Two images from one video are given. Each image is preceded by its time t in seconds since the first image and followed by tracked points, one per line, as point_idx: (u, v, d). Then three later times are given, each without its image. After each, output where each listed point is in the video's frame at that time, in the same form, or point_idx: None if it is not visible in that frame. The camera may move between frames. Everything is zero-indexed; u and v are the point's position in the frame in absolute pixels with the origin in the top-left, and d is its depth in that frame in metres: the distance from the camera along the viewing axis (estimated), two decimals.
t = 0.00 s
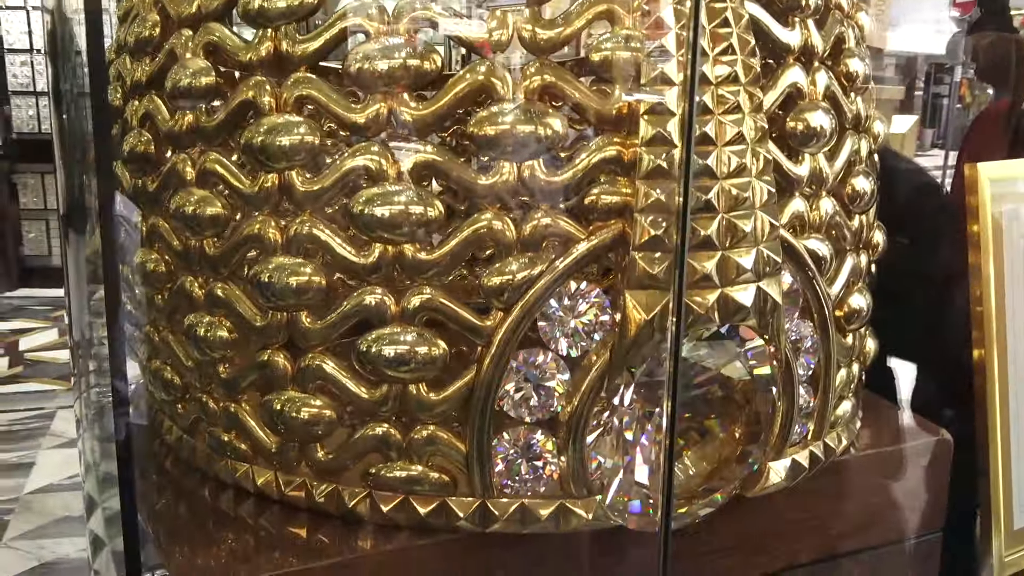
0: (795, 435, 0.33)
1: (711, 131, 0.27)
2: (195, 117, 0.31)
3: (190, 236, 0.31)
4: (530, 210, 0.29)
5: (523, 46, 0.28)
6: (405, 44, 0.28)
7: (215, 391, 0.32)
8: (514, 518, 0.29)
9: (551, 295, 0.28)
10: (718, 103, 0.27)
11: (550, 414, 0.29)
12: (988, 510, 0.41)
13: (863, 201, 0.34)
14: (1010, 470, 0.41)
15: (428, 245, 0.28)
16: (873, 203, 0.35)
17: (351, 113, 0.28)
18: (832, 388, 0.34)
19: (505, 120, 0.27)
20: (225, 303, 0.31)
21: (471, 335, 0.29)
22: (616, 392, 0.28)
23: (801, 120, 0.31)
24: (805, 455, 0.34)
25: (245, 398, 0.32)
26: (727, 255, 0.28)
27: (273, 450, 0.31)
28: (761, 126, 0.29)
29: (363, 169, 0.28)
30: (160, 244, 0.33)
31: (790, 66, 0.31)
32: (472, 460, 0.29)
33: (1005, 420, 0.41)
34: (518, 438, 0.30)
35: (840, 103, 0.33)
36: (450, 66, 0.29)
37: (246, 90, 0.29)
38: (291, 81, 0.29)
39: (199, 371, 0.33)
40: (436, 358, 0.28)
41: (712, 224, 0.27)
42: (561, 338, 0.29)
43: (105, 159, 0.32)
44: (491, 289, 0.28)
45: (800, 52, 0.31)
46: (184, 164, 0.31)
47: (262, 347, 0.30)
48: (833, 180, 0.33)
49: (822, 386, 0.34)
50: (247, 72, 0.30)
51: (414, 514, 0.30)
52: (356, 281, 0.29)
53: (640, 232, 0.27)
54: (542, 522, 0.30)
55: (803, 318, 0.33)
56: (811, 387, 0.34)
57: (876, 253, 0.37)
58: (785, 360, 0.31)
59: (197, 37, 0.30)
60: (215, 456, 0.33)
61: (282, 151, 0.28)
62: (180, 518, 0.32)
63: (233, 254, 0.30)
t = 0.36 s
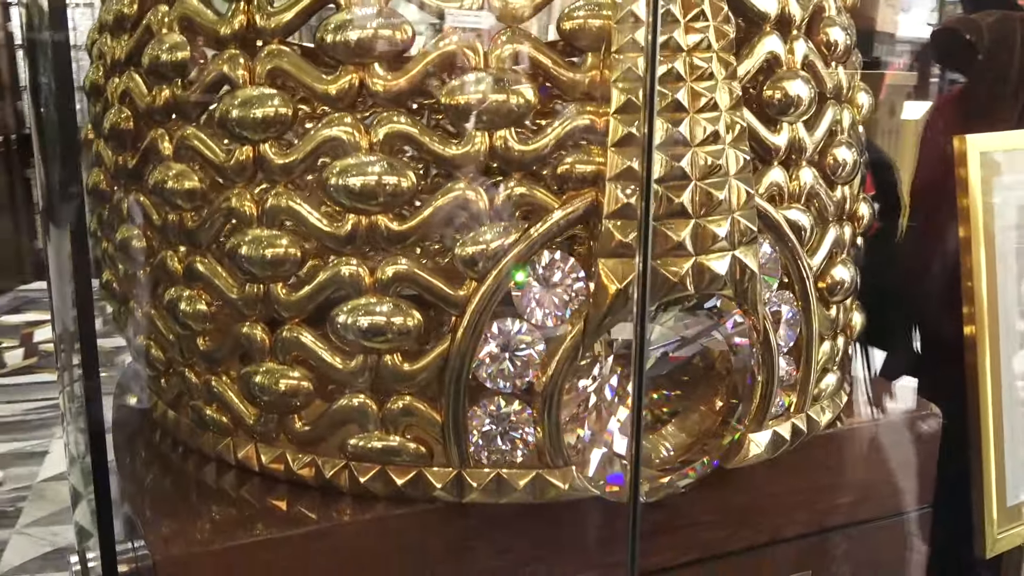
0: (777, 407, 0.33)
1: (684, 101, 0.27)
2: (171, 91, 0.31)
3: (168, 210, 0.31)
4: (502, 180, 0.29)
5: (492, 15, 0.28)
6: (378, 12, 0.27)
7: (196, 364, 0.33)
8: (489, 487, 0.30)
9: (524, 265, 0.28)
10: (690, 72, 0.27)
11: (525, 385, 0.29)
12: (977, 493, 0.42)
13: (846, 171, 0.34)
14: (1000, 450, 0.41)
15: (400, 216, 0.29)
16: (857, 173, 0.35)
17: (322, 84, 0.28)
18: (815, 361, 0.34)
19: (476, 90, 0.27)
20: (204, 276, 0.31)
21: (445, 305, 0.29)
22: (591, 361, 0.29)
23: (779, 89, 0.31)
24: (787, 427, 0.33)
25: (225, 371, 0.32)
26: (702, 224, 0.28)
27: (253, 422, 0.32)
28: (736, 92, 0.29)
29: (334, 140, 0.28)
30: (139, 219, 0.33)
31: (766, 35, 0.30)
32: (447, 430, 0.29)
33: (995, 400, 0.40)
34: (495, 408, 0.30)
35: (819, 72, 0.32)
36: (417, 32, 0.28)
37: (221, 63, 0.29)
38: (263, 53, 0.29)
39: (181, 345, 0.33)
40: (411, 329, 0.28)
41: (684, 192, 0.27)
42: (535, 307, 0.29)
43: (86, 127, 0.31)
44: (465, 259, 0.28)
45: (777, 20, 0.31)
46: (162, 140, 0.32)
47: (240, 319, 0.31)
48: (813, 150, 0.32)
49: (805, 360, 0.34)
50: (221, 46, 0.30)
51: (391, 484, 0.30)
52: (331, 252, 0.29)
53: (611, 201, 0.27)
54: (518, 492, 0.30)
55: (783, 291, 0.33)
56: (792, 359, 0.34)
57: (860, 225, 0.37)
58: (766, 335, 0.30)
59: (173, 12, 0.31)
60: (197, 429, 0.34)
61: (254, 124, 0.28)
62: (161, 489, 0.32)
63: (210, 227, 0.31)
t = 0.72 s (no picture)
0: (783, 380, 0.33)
1: (681, 73, 0.28)
2: (196, 66, 0.33)
3: (194, 180, 0.33)
4: (504, 151, 0.29)
5: None
6: None
7: (220, 328, 0.34)
8: (488, 449, 0.31)
9: (524, 234, 0.29)
10: (690, 45, 0.28)
11: (526, 353, 0.31)
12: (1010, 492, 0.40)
13: (863, 146, 0.33)
14: None
15: (405, 186, 0.30)
16: (875, 148, 0.35)
17: (333, 57, 0.29)
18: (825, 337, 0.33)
19: (479, 62, 0.28)
20: (225, 243, 0.32)
21: (446, 272, 0.30)
22: (587, 329, 0.29)
23: (790, 61, 0.30)
24: (794, 401, 0.33)
25: (246, 335, 0.34)
26: (697, 195, 0.28)
27: (270, 383, 0.33)
28: (738, 65, 0.29)
29: (342, 111, 0.29)
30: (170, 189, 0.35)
31: (775, 7, 0.30)
32: (449, 395, 0.30)
33: None
34: (497, 374, 0.31)
35: (833, 44, 0.32)
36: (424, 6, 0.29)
37: (239, 39, 0.31)
38: (279, 27, 0.30)
39: (206, 309, 0.35)
40: (416, 295, 0.29)
41: (681, 164, 0.28)
42: (536, 276, 0.30)
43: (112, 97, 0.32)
44: (468, 227, 0.29)
45: None
46: (187, 112, 0.33)
47: (259, 284, 0.33)
48: (826, 124, 0.32)
49: (815, 338, 0.33)
50: (242, 22, 0.31)
51: (396, 445, 0.31)
52: (341, 220, 0.31)
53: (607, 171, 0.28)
54: (517, 455, 0.31)
55: (793, 264, 0.33)
56: (803, 334, 0.33)
57: (882, 201, 0.37)
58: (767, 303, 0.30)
59: None
60: (221, 390, 0.35)
61: (267, 95, 0.29)
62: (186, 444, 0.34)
63: (231, 197, 0.32)
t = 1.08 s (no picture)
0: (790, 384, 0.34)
1: (684, 92, 0.29)
2: (231, 86, 0.34)
3: (231, 195, 0.35)
4: (516, 166, 0.31)
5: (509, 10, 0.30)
6: (406, 14, 0.30)
7: (256, 333, 0.37)
8: (505, 449, 0.33)
9: (536, 247, 0.31)
10: (695, 64, 0.29)
11: (540, 357, 0.32)
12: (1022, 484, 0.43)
13: (871, 156, 0.34)
14: None
15: (423, 201, 0.31)
16: (884, 157, 0.35)
17: (356, 80, 0.31)
18: (832, 342, 0.35)
19: (494, 83, 0.29)
20: (260, 255, 0.35)
21: (463, 283, 0.31)
22: (594, 336, 0.30)
23: (795, 76, 0.31)
24: (801, 404, 0.35)
25: (280, 340, 0.36)
26: (700, 208, 0.29)
27: (302, 385, 0.36)
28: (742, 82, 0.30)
29: (365, 130, 0.31)
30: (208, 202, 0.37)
31: (780, 23, 0.31)
32: (466, 398, 0.32)
33: None
34: (511, 378, 0.33)
35: (839, 58, 0.33)
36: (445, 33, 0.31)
37: (271, 62, 0.33)
38: (306, 51, 0.32)
39: (242, 315, 0.37)
40: (435, 304, 0.31)
41: (684, 178, 0.29)
42: (547, 283, 0.31)
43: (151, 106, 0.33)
44: (483, 240, 0.31)
45: (792, 10, 0.32)
46: (224, 131, 0.35)
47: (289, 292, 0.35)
48: (833, 136, 0.33)
49: (823, 342, 0.35)
50: (271, 47, 0.33)
51: (417, 444, 0.33)
52: (364, 232, 0.32)
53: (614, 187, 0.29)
54: (529, 456, 0.32)
55: (799, 270, 0.34)
56: (811, 339, 0.35)
57: (894, 209, 0.37)
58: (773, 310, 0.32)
59: (234, 15, 0.34)
60: (258, 391, 0.38)
61: (297, 116, 0.31)
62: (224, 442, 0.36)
63: (264, 211, 0.34)
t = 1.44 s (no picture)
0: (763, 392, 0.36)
1: (661, 116, 0.31)
2: (230, 106, 0.36)
3: (228, 210, 0.37)
4: (503, 187, 0.33)
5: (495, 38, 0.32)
6: (398, 41, 0.32)
7: (253, 343, 0.38)
8: (492, 454, 0.34)
9: (523, 261, 0.32)
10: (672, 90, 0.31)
11: (524, 365, 0.34)
12: (991, 480, 0.45)
13: (841, 174, 0.36)
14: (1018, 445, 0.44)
15: (414, 218, 0.33)
16: (855, 175, 0.37)
17: (350, 103, 0.32)
18: (804, 353, 0.36)
19: (482, 107, 0.31)
20: (256, 268, 0.36)
21: (452, 297, 0.33)
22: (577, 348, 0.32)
23: (768, 100, 0.33)
24: (774, 411, 0.36)
25: (276, 349, 0.37)
26: (677, 227, 0.31)
27: (297, 393, 0.37)
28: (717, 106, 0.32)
29: (357, 150, 0.33)
30: (206, 217, 0.39)
31: (755, 50, 0.33)
32: (454, 406, 0.34)
33: (1011, 395, 0.43)
34: (499, 388, 0.34)
35: (811, 82, 0.35)
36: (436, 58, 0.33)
37: (267, 85, 0.34)
38: (302, 74, 0.34)
39: (239, 325, 0.38)
40: (425, 317, 0.33)
41: (661, 199, 0.31)
42: (531, 297, 0.33)
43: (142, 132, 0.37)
44: (471, 255, 0.32)
45: (765, 37, 0.34)
46: (222, 148, 0.37)
47: (285, 304, 0.36)
48: (804, 156, 0.35)
49: (795, 352, 0.36)
50: (268, 70, 0.35)
51: (408, 450, 0.35)
52: (357, 247, 0.34)
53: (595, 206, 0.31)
54: (514, 461, 0.34)
55: (773, 284, 0.35)
56: (783, 349, 0.36)
57: (865, 224, 0.39)
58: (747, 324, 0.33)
59: (232, 38, 0.36)
60: (255, 397, 0.39)
61: (292, 137, 0.33)
62: (224, 448, 0.38)
63: (262, 227, 0.36)
